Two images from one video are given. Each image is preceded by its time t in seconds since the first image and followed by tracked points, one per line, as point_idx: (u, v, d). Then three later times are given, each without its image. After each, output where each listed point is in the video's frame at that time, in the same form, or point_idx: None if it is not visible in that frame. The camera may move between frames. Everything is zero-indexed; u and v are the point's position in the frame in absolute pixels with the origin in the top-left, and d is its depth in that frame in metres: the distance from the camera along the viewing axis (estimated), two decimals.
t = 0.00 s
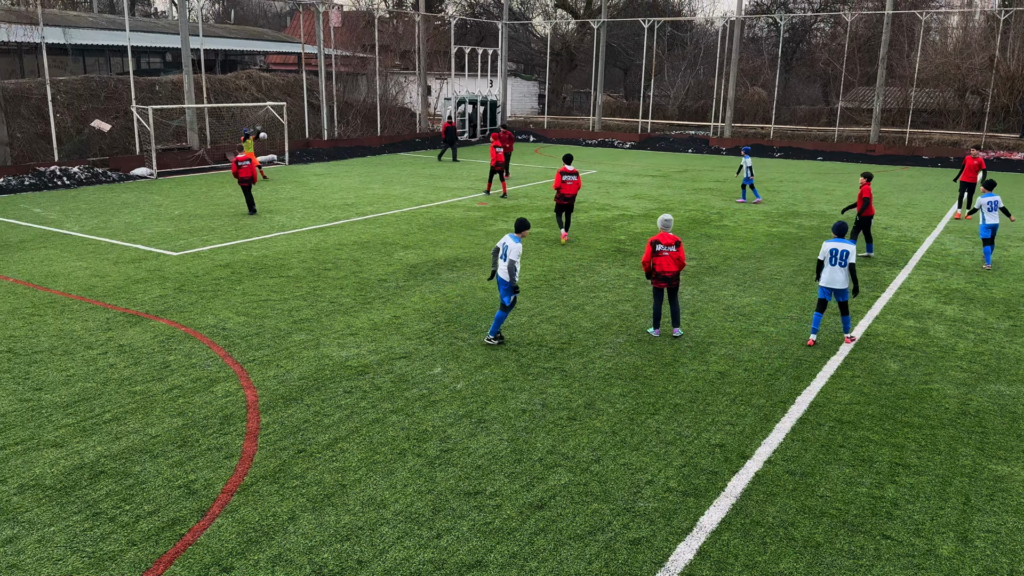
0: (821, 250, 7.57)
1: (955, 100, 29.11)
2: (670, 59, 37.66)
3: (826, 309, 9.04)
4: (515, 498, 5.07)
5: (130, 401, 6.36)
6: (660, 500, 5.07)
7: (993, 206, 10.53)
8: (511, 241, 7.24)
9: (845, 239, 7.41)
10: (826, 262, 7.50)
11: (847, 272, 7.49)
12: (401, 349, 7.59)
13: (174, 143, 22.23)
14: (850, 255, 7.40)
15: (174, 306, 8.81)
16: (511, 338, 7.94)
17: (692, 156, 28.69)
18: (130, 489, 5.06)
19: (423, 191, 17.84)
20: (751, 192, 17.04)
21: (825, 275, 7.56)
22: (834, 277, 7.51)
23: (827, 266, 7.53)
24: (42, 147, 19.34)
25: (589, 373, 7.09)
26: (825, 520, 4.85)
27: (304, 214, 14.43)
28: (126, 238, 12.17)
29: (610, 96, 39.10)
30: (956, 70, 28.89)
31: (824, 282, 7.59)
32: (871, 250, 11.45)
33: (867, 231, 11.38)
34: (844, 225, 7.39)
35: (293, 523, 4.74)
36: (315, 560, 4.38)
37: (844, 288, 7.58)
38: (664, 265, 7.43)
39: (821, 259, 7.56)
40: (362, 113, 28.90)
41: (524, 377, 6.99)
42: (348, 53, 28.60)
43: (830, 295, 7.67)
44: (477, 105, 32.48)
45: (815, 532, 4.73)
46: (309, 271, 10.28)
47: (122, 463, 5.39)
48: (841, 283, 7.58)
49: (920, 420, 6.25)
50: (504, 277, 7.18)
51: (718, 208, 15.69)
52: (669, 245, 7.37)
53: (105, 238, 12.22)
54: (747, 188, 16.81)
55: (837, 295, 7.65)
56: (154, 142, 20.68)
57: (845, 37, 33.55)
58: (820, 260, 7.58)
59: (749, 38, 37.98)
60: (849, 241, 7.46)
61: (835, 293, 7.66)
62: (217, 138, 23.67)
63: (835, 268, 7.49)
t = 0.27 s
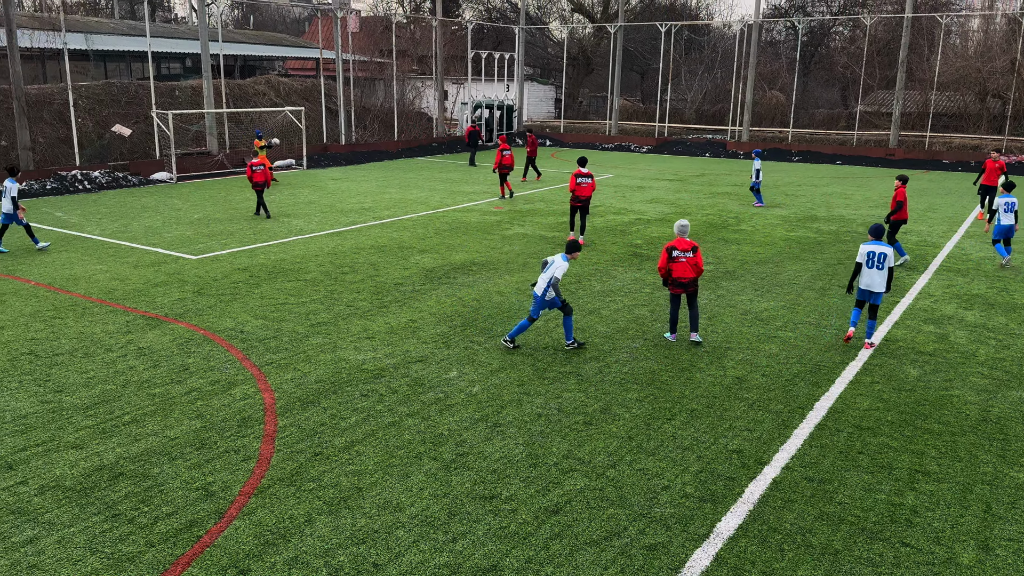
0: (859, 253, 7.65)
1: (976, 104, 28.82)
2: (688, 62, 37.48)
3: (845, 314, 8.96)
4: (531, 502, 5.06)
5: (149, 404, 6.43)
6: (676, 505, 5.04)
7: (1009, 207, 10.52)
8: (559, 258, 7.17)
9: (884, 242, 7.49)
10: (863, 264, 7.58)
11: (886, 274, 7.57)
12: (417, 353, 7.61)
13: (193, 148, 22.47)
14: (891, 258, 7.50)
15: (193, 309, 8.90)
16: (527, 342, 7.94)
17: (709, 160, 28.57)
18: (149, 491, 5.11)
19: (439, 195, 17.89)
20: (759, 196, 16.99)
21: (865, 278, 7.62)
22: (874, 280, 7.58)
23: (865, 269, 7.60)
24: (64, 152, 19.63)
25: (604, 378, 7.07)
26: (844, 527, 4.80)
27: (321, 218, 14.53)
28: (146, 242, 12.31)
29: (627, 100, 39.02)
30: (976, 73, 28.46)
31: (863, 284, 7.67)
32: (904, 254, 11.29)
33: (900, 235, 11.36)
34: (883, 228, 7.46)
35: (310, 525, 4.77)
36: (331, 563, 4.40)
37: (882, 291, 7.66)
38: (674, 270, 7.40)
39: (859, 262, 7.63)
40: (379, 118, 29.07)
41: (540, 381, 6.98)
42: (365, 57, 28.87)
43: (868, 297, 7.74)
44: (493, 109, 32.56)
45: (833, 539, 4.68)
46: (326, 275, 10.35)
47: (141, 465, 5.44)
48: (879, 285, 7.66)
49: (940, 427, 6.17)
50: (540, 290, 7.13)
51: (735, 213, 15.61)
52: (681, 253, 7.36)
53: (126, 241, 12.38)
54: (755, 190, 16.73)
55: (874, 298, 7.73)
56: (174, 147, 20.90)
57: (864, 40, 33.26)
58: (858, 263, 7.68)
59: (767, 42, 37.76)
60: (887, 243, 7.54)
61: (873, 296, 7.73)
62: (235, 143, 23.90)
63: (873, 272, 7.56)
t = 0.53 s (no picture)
0: (886, 256, 7.68)
1: (990, 107, 28.64)
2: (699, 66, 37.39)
3: (857, 318, 8.90)
4: (541, 506, 5.05)
5: (161, 407, 6.47)
6: (687, 510, 5.02)
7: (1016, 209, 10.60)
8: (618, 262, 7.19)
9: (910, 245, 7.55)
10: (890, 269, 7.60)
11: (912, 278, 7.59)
12: (428, 357, 7.62)
13: (206, 152, 22.62)
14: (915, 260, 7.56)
15: (205, 312, 8.95)
16: (537, 346, 7.93)
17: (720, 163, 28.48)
18: (161, 493, 5.15)
19: (450, 199, 17.94)
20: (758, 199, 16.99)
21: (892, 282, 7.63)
22: (902, 283, 7.57)
23: (892, 272, 7.61)
24: (78, 156, 19.79)
25: (616, 382, 7.06)
26: (856, 532, 4.76)
27: (333, 222, 14.58)
28: (159, 246, 12.40)
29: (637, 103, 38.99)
30: (991, 77, 27.91)
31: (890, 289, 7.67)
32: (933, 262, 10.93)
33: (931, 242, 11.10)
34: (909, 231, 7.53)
35: (321, 528, 4.78)
36: (342, 566, 4.41)
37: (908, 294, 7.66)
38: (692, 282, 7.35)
39: (886, 264, 7.65)
40: (391, 122, 29.16)
41: (550, 385, 6.97)
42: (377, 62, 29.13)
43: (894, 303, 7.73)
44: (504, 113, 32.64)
45: (846, 545, 4.64)
46: (337, 278, 10.39)
47: (154, 468, 5.48)
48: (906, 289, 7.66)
49: (954, 432, 6.11)
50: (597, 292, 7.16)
51: (747, 216, 15.55)
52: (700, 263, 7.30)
53: (139, 245, 12.47)
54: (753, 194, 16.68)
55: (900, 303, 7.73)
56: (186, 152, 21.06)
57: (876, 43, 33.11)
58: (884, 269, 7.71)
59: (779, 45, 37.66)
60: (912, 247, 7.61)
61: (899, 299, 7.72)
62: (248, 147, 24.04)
63: (900, 273, 7.57)
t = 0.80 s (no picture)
0: (907, 254, 7.79)
1: (997, 109, 28.52)
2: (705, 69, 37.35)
3: (864, 322, 8.87)
4: (547, 510, 5.05)
5: (168, 410, 6.49)
6: (693, 514, 5.00)
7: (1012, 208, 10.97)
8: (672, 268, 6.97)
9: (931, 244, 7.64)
10: (909, 265, 7.73)
11: (935, 275, 7.66)
12: (434, 360, 7.63)
13: (212, 156, 22.71)
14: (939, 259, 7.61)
15: (212, 316, 8.98)
16: (543, 349, 7.93)
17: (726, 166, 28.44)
18: (167, 497, 5.16)
19: (456, 202, 17.96)
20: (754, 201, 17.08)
21: (911, 278, 7.76)
22: (922, 281, 7.67)
23: (913, 270, 7.73)
24: (85, 160, 19.88)
25: (621, 385, 7.04)
26: (864, 537, 4.74)
27: (339, 226, 14.62)
28: (165, 249, 12.44)
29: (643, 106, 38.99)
30: (998, 79, 28.07)
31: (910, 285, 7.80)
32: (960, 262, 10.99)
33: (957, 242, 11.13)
34: (929, 230, 7.64)
35: (327, 531, 4.79)
36: (348, 570, 4.41)
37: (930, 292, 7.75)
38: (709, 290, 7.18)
39: (907, 262, 7.77)
40: (397, 125, 29.19)
41: (556, 388, 6.96)
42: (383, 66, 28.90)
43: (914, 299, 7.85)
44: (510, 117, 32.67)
45: (852, 549, 4.62)
46: (343, 281, 10.41)
47: (160, 471, 5.49)
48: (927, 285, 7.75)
49: (962, 435, 6.08)
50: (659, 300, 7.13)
51: (753, 219, 15.52)
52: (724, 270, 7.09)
53: (146, 249, 12.51)
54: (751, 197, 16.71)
55: (922, 300, 7.83)
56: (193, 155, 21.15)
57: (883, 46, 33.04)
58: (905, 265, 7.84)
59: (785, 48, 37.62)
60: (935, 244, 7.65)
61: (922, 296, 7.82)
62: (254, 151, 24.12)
63: (921, 272, 7.67)
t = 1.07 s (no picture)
0: (930, 255, 7.77)
1: (999, 111, 28.51)
2: (707, 72, 37.38)
3: (867, 324, 8.86)
4: (550, 513, 5.04)
5: (171, 414, 6.50)
6: (697, 517, 4.99)
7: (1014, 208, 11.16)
8: (735, 271, 6.72)
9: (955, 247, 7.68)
10: (936, 267, 7.68)
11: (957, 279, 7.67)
12: (437, 363, 7.63)
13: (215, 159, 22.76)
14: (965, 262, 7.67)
15: (214, 319, 8.99)
16: (545, 352, 7.93)
17: (728, 169, 28.44)
18: (170, 500, 5.16)
19: (459, 205, 17.97)
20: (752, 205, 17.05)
21: (936, 281, 7.70)
22: (946, 283, 7.66)
23: (936, 272, 7.71)
24: (89, 164, 19.93)
25: (624, 388, 7.04)
26: (867, 540, 4.72)
27: (341, 229, 14.63)
28: (168, 253, 12.46)
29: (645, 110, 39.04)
30: (1000, 81, 28.14)
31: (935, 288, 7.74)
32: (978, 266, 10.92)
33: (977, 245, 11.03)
34: (954, 232, 7.67)
35: (329, 534, 4.79)
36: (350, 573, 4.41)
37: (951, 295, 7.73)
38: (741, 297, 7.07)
39: (930, 264, 7.74)
40: (399, 129, 29.20)
41: (559, 391, 6.96)
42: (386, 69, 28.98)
43: (935, 301, 7.80)
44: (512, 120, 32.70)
45: (856, 552, 4.61)
46: (345, 284, 10.42)
47: (163, 474, 5.50)
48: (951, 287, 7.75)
49: (965, 438, 6.07)
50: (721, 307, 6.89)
51: (756, 222, 15.51)
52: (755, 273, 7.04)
53: (149, 252, 12.54)
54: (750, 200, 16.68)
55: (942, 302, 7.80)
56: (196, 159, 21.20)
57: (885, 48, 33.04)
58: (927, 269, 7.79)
59: (787, 51, 37.67)
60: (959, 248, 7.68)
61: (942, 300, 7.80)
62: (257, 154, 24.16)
63: (945, 273, 7.66)
